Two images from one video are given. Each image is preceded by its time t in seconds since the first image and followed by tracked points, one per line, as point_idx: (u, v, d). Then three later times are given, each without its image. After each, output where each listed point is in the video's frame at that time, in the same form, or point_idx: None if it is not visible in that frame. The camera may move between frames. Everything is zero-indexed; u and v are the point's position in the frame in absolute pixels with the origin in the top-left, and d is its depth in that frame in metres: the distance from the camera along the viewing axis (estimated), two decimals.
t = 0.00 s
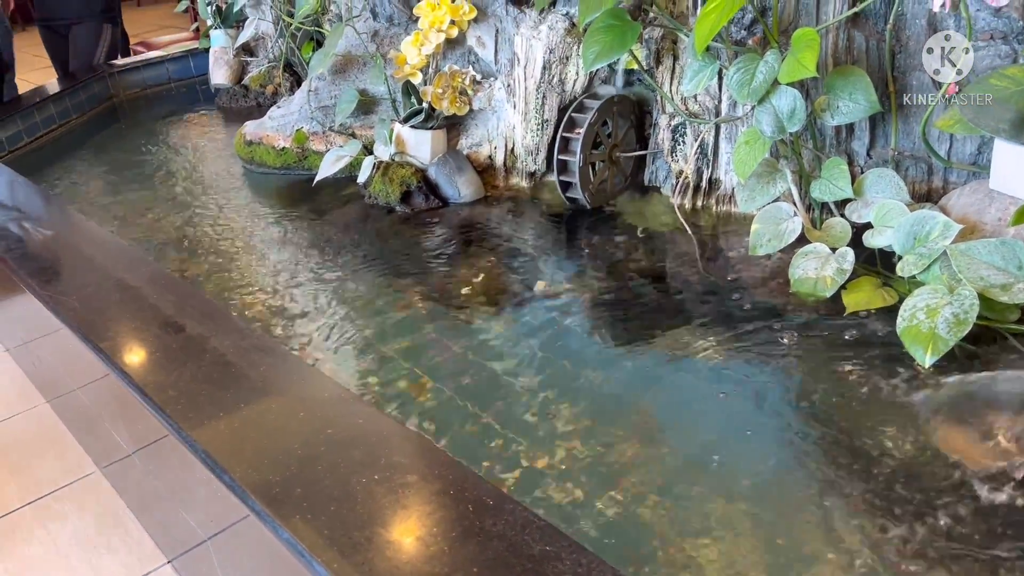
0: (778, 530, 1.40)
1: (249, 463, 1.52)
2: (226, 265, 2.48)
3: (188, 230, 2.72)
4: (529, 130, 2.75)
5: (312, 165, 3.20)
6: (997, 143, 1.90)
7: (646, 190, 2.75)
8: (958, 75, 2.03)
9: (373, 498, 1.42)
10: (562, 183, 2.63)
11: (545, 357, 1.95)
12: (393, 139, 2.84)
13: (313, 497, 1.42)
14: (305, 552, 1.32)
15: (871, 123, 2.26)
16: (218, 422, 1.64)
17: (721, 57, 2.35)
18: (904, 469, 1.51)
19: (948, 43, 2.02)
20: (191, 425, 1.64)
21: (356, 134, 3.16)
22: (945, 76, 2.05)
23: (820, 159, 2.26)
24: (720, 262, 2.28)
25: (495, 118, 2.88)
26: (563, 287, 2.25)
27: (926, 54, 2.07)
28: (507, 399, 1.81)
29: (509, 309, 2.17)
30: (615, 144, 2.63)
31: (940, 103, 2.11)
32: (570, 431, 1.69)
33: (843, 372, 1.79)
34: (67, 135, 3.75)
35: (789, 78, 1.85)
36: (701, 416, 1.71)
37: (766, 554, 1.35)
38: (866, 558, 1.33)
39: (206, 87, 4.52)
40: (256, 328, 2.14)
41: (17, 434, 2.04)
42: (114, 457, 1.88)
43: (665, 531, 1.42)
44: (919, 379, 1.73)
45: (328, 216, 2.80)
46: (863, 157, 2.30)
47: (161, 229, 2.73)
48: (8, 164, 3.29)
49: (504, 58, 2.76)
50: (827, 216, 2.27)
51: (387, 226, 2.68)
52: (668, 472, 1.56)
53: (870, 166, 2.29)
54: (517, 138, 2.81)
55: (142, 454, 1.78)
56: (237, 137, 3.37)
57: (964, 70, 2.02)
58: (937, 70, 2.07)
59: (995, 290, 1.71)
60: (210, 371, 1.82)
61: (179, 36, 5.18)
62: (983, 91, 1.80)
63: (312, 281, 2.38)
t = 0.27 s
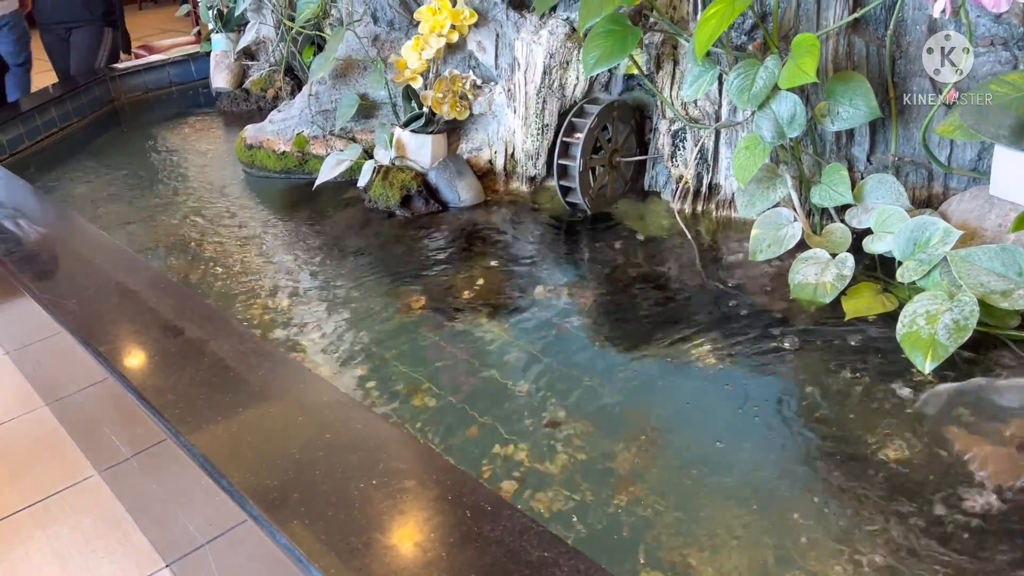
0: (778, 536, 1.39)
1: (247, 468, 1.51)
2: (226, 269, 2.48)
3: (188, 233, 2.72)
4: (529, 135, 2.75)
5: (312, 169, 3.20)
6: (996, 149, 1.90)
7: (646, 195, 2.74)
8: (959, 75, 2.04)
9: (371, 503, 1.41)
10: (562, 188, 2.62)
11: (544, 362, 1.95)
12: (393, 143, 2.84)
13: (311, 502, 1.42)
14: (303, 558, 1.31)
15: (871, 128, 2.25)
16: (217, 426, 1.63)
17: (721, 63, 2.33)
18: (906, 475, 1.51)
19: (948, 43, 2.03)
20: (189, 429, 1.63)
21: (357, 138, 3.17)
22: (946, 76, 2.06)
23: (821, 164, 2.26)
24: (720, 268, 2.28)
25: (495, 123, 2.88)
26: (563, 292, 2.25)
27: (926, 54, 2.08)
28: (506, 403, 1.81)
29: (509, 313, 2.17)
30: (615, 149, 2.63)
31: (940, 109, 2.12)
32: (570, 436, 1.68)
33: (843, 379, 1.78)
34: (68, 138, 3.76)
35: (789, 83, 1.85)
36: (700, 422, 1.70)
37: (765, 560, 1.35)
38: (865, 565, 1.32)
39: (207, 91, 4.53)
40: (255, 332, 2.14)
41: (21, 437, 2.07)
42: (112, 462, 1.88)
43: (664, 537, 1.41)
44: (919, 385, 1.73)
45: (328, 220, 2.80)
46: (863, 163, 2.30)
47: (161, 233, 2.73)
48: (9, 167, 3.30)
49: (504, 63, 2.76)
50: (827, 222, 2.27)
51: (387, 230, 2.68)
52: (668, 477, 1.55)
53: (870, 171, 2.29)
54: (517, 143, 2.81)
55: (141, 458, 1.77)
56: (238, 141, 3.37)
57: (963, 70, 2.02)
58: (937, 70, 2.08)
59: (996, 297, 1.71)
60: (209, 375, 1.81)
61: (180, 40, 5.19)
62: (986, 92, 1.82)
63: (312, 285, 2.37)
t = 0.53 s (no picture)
0: (770, 546, 1.39)
1: (240, 476, 1.51)
2: (222, 275, 2.48)
3: (185, 239, 2.72)
4: (526, 142, 2.76)
5: (310, 175, 3.20)
6: (991, 158, 1.92)
7: (642, 203, 2.75)
8: (959, 75, 2.02)
9: (363, 511, 1.41)
10: (559, 195, 2.63)
11: (539, 369, 1.95)
12: (391, 150, 2.86)
13: (304, 510, 1.42)
14: (295, 566, 1.31)
15: (867, 137, 2.26)
16: (211, 433, 1.63)
17: (717, 71, 2.33)
18: (899, 484, 1.51)
19: (948, 43, 2.00)
20: (183, 436, 1.63)
21: (355, 144, 3.18)
22: (946, 76, 2.04)
23: (816, 173, 2.27)
24: (716, 276, 2.28)
25: (492, 130, 2.89)
26: (559, 299, 2.25)
27: (927, 53, 2.05)
28: (500, 411, 1.80)
29: (505, 320, 2.17)
30: (611, 156, 2.64)
31: (935, 118, 2.12)
32: (565, 444, 1.68)
33: (838, 387, 1.78)
34: (66, 143, 3.77)
35: (785, 91, 1.85)
36: (694, 430, 1.70)
37: (758, 570, 1.35)
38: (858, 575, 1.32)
39: (205, 96, 4.54)
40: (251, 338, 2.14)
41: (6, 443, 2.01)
42: (105, 468, 1.86)
43: (657, 546, 1.41)
44: (913, 394, 1.73)
45: (325, 226, 2.80)
46: (859, 171, 2.31)
47: (157, 239, 2.73)
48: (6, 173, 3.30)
49: (501, 71, 2.78)
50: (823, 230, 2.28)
51: (383, 237, 2.68)
52: (662, 486, 1.55)
53: (866, 180, 2.30)
54: (514, 150, 2.82)
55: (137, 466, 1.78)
56: (235, 147, 3.38)
57: (963, 71, 2.01)
58: (937, 70, 2.06)
59: (990, 306, 1.72)
60: (204, 382, 1.81)
61: (179, 46, 5.20)
62: (982, 100, 1.83)
63: (308, 291, 2.37)
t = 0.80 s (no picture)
0: (762, 554, 1.39)
1: (229, 483, 1.50)
2: (214, 281, 2.47)
3: (178, 245, 2.71)
4: (519, 149, 2.76)
5: (304, 181, 3.20)
6: (981, 168, 1.94)
7: (636, 211, 2.75)
8: (959, 75, 2.03)
9: (353, 519, 1.40)
10: (552, 203, 2.64)
11: (531, 377, 1.94)
12: (385, 157, 2.87)
13: (293, 518, 1.41)
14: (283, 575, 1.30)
15: (859, 146, 2.27)
16: (201, 440, 1.62)
17: (710, 80, 2.35)
18: (891, 493, 1.50)
19: (948, 43, 2.01)
20: (173, 443, 1.63)
21: (348, 151, 3.16)
22: (946, 76, 2.05)
23: (809, 181, 2.28)
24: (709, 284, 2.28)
25: (486, 138, 2.89)
26: (552, 307, 2.25)
27: (926, 53, 2.06)
28: (492, 418, 1.80)
29: (497, 328, 2.16)
30: (605, 164, 2.65)
31: (927, 128, 2.13)
32: (557, 452, 1.68)
33: (829, 396, 1.78)
34: (60, 149, 3.75)
35: (779, 100, 1.86)
36: (686, 438, 1.70)
37: None
38: None
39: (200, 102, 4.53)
40: (243, 345, 2.13)
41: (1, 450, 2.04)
42: (95, 475, 1.87)
43: (648, 555, 1.40)
44: (906, 403, 1.73)
45: (318, 233, 2.80)
46: (851, 180, 2.32)
47: (150, 245, 2.72)
48: None
49: (495, 78, 2.79)
50: (815, 239, 2.28)
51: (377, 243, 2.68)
52: (654, 494, 1.55)
53: (858, 189, 2.30)
54: (508, 157, 2.82)
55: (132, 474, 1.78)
56: (229, 153, 3.37)
57: (963, 71, 2.02)
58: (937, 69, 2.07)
59: (981, 315, 1.72)
60: (194, 389, 1.80)
61: (173, 52, 5.20)
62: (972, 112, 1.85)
63: (300, 298, 2.37)
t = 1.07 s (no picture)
0: (752, 564, 1.39)
1: (218, 492, 1.49)
2: (204, 289, 2.46)
3: (169, 253, 2.70)
4: (512, 158, 2.76)
5: (296, 190, 3.19)
6: (970, 179, 1.96)
7: (627, 220, 2.75)
8: (958, 75, 2.00)
9: (342, 529, 1.39)
10: (545, 212, 2.65)
11: (522, 386, 1.94)
12: (377, 165, 2.87)
13: (282, 527, 1.40)
14: None
15: (849, 157, 2.28)
16: (190, 449, 1.62)
17: (701, 91, 2.36)
18: (881, 502, 1.50)
19: (948, 42, 1.96)
20: (163, 452, 1.62)
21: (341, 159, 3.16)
22: (946, 76, 2.01)
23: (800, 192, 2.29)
24: (701, 293, 2.29)
25: (478, 147, 2.90)
26: (544, 316, 2.25)
27: (926, 53, 2.00)
28: (482, 428, 1.79)
29: (489, 336, 2.16)
30: (597, 174, 2.65)
31: (917, 139, 2.14)
32: (547, 461, 1.67)
33: (820, 406, 1.78)
34: (51, 155, 3.75)
35: (770, 111, 1.86)
36: (677, 448, 1.70)
37: None
38: None
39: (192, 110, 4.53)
40: (232, 353, 2.12)
41: None
42: (81, 484, 1.85)
43: (638, 565, 1.40)
44: (896, 412, 1.73)
45: (310, 241, 2.79)
46: (842, 191, 2.33)
47: (141, 252, 2.71)
48: None
49: (488, 88, 2.79)
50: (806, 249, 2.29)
51: (369, 252, 2.67)
52: (644, 504, 1.54)
53: (849, 199, 2.32)
54: (501, 167, 2.82)
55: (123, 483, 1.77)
56: (221, 161, 3.36)
57: (963, 71, 1.99)
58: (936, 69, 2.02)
59: (970, 325, 1.73)
60: (184, 397, 1.80)
61: (166, 60, 5.19)
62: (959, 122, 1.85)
63: (291, 306, 2.36)
